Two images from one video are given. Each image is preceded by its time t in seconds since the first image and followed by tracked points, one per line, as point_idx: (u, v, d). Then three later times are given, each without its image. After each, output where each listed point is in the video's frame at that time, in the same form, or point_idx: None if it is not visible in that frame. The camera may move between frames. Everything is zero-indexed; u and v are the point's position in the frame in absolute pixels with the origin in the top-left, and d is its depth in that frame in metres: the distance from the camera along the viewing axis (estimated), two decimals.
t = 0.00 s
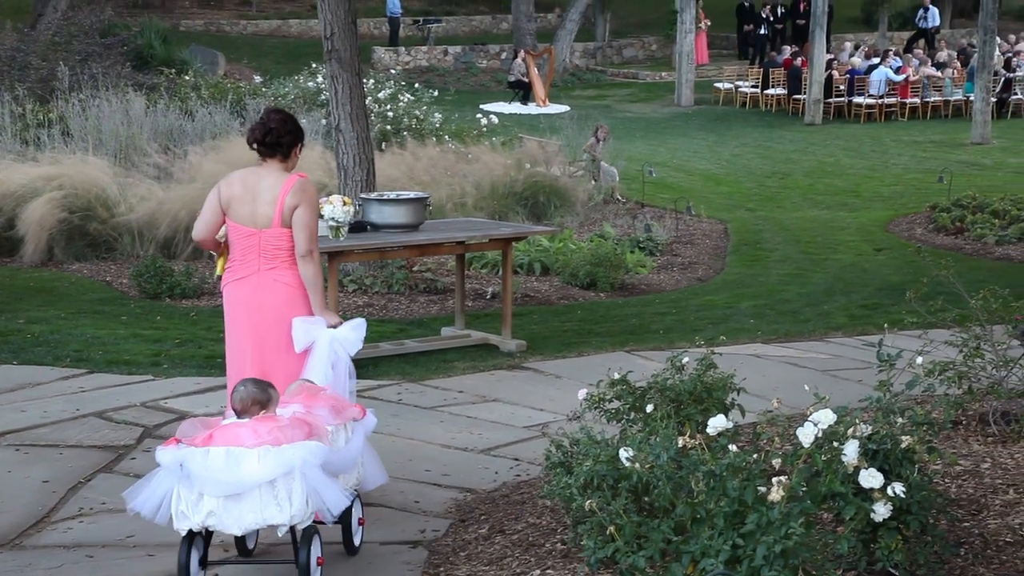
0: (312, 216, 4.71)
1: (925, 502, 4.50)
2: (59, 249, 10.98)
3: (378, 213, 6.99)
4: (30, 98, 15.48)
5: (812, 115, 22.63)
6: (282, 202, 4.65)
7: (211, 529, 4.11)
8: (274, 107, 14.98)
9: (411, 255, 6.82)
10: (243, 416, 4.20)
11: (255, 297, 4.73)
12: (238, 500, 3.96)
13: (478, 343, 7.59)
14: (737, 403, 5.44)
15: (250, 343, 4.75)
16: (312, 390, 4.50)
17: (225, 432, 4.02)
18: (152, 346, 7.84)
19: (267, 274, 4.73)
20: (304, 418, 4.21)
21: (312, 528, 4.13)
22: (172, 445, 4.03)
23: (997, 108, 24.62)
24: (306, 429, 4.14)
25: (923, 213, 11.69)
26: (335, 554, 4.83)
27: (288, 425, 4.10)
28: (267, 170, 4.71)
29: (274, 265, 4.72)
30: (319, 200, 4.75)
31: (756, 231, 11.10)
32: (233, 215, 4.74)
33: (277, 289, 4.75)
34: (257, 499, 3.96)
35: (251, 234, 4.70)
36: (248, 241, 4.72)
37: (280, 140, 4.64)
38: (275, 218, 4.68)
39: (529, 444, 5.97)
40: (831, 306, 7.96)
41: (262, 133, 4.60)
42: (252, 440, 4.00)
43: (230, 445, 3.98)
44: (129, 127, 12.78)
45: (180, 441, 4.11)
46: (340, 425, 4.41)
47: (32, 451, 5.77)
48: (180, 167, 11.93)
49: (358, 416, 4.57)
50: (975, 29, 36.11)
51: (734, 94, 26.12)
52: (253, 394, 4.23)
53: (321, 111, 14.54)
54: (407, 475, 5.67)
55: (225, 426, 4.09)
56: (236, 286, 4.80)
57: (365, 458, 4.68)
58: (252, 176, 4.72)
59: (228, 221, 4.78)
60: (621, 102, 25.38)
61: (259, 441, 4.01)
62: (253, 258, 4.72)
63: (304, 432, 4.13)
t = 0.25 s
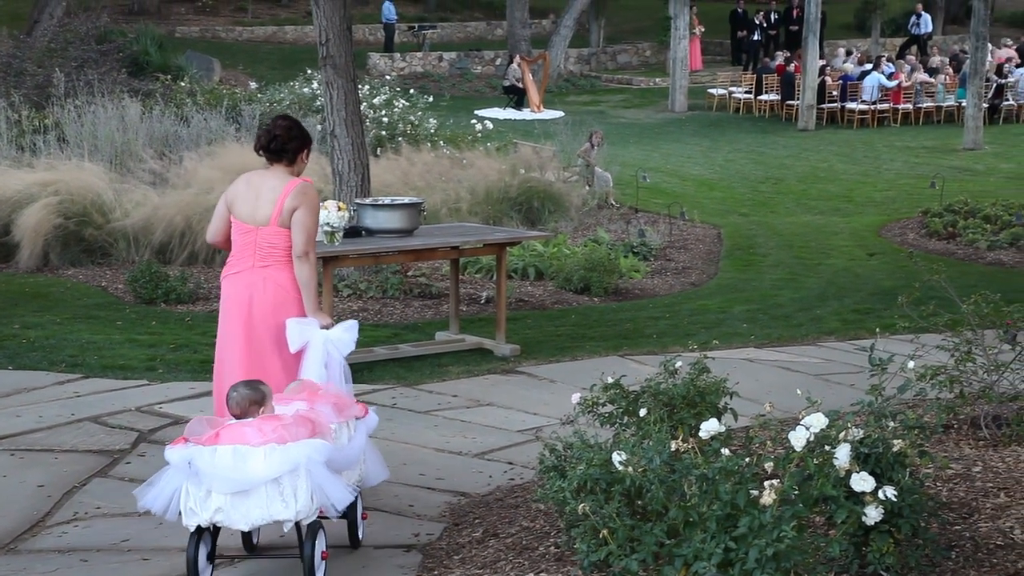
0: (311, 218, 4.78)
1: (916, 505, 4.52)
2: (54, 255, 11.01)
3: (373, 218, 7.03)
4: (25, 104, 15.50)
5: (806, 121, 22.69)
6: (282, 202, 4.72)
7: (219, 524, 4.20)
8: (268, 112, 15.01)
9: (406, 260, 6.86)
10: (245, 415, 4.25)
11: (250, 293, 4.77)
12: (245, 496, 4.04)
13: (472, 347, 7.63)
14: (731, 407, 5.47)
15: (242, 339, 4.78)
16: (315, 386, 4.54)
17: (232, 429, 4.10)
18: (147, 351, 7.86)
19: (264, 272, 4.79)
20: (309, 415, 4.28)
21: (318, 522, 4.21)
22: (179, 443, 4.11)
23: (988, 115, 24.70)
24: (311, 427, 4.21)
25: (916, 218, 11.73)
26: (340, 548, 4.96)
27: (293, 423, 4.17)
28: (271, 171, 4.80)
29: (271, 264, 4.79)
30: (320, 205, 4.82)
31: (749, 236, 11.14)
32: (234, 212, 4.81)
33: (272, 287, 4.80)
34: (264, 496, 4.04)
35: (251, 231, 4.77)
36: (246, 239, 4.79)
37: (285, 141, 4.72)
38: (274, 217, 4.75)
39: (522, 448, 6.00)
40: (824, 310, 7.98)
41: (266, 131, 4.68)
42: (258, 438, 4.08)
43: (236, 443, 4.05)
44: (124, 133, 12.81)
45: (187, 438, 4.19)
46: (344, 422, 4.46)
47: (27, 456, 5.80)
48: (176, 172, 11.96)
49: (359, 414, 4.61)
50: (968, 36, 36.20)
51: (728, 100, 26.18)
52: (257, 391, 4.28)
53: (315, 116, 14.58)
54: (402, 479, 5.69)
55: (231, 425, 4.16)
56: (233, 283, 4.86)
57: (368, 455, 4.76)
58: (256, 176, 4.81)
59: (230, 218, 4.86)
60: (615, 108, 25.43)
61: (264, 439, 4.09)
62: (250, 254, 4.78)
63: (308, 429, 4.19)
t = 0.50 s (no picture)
0: (310, 221, 4.84)
1: (904, 507, 4.54)
2: (45, 258, 11.01)
3: (364, 221, 7.03)
4: (15, 107, 15.49)
5: (795, 124, 22.74)
6: (283, 203, 4.79)
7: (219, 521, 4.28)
8: (259, 115, 15.01)
9: (397, 263, 6.86)
10: (242, 414, 4.34)
11: (247, 290, 4.84)
12: (244, 493, 4.13)
13: (463, 350, 7.64)
14: (721, 410, 5.49)
15: (236, 335, 4.83)
16: (315, 385, 4.63)
17: (230, 428, 4.19)
18: (137, 354, 7.87)
19: (262, 271, 4.86)
20: (306, 414, 4.37)
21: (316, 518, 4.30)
22: (180, 442, 4.21)
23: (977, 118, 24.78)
24: (308, 425, 4.30)
25: (905, 221, 11.76)
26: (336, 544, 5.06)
27: (290, 421, 4.27)
28: (278, 172, 4.88)
29: (271, 263, 4.86)
30: (322, 209, 4.88)
31: (739, 239, 11.16)
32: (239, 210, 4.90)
33: (270, 287, 4.87)
34: (262, 493, 4.14)
35: (253, 229, 4.85)
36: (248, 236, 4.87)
37: (290, 142, 4.80)
38: (275, 217, 4.82)
39: (513, 451, 6.01)
40: (814, 313, 8.00)
41: (272, 131, 4.77)
42: (256, 436, 4.18)
43: (235, 441, 4.15)
44: (115, 136, 12.81)
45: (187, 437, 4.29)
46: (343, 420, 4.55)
47: (17, 459, 5.80)
48: (167, 175, 11.96)
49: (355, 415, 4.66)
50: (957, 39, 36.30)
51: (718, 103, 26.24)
52: (254, 391, 4.37)
53: (307, 119, 14.59)
54: (393, 482, 5.70)
55: (229, 423, 4.25)
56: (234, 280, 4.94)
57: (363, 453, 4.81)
58: (263, 176, 4.90)
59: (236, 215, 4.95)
60: (606, 111, 25.45)
61: (263, 436, 4.19)
62: (250, 252, 4.87)
63: (305, 428, 4.29)
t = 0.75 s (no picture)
0: (309, 219, 5.04)
1: (886, 510, 4.57)
2: (33, 261, 11.02)
3: (351, 226, 7.06)
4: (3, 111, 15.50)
5: (780, 130, 22.83)
6: (284, 200, 5.03)
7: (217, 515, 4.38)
8: (248, 120, 15.02)
9: (383, 267, 6.89)
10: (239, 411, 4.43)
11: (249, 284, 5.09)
12: (243, 490, 4.23)
13: (449, 354, 7.68)
14: (705, 415, 5.55)
15: (236, 326, 5.08)
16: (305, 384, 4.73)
17: (228, 425, 4.28)
18: (125, 357, 7.90)
19: (265, 264, 5.11)
20: (302, 411, 4.47)
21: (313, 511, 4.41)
22: (179, 440, 4.31)
23: (959, 125, 24.91)
24: (304, 422, 4.40)
25: (888, 227, 11.83)
26: (323, 537, 5.19)
27: (286, 419, 4.36)
28: (285, 171, 5.15)
29: (273, 257, 5.10)
30: (322, 208, 5.10)
31: (723, 244, 11.21)
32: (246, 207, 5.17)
33: (271, 280, 5.10)
34: (261, 489, 4.24)
35: (257, 222, 5.11)
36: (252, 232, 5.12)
37: (295, 142, 5.06)
38: (277, 212, 5.07)
39: (498, 454, 6.05)
40: (797, 318, 8.05)
41: (274, 131, 5.04)
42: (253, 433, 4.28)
43: (233, 439, 4.24)
44: (104, 140, 12.83)
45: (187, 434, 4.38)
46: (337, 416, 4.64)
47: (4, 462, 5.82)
48: (156, 179, 11.98)
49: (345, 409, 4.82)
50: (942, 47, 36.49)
51: (703, 110, 26.33)
52: (250, 388, 4.45)
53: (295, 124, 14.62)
54: (380, 485, 5.74)
55: (226, 421, 4.34)
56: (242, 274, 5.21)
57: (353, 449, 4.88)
58: (270, 175, 5.16)
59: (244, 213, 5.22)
60: (592, 117, 25.53)
61: (260, 434, 4.28)
62: (255, 247, 5.12)
63: (301, 425, 4.38)
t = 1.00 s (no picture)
0: (302, 223, 5.36)
1: (868, 511, 4.62)
2: (23, 266, 11.04)
3: (340, 230, 7.10)
4: None
5: (764, 136, 22.94)
6: (280, 206, 5.37)
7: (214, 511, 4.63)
8: (237, 125, 15.05)
9: (371, 271, 6.93)
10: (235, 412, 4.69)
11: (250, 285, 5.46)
12: (241, 485, 4.48)
13: (437, 357, 7.73)
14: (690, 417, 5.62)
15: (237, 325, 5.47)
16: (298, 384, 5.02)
17: (226, 423, 4.54)
18: (114, 361, 7.93)
19: (263, 268, 5.47)
20: (295, 410, 4.74)
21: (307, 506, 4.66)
22: (178, 438, 4.55)
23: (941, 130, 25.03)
24: (297, 420, 4.67)
25: (870, 231, 11.91)
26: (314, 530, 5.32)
27: (281, 417, 4.63)
28: (286, 179, 5.49)
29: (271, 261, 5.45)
30: (315, 214, 5.41)
31: (708, 248, 11.28)
32: (249, 214, 5.54)
33: (269, 282, 5.45)
34: (258, 484, 4.49)
35: (257, 228, 5.47)
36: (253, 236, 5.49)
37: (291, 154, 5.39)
38: (274, 218, 5.42)
39: (485, 457, 6.10)
40: (781, 321, 8.11)
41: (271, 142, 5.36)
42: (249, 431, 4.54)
43: (231, 436, 4.50)
44: (93, 145, 12.87)
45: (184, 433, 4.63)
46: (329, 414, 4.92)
47: None
48: (145, 185, 12.01)
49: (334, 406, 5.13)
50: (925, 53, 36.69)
51: (687, 115, 26.44)
52: (245, 389, 4.71)
53: (284, 130, 14.65)
54: (368, 487, 5.79)
55: (223, 420, 4.59)
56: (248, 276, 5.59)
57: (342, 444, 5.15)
58: (273, 183, 5.51)
59: (250, 219, 5.59)
60: (578, 122, 25.62)
61: (256, 432, 4.54)
62: (257, 252, 5.48)
63: (295, 423, 4.65)
